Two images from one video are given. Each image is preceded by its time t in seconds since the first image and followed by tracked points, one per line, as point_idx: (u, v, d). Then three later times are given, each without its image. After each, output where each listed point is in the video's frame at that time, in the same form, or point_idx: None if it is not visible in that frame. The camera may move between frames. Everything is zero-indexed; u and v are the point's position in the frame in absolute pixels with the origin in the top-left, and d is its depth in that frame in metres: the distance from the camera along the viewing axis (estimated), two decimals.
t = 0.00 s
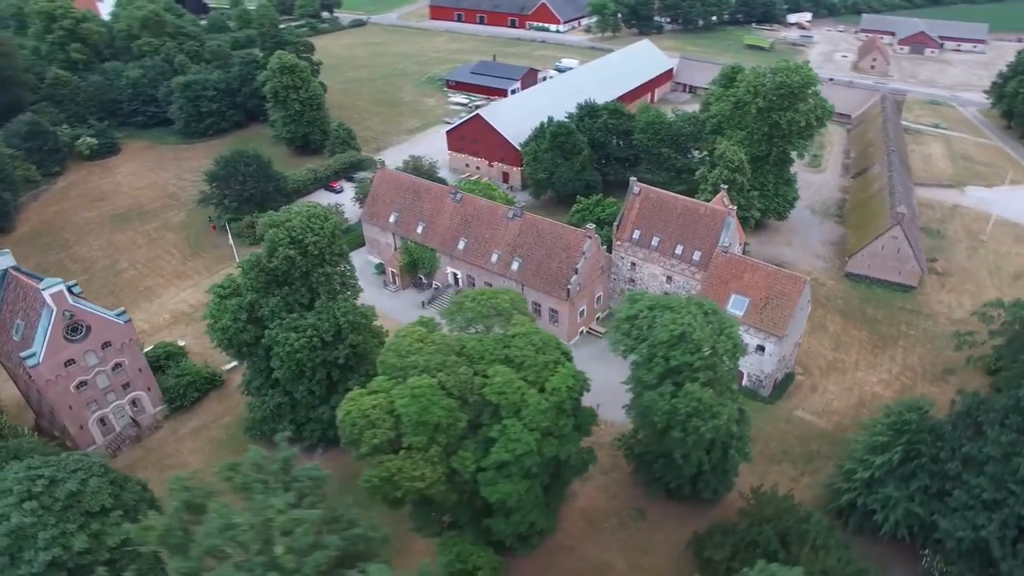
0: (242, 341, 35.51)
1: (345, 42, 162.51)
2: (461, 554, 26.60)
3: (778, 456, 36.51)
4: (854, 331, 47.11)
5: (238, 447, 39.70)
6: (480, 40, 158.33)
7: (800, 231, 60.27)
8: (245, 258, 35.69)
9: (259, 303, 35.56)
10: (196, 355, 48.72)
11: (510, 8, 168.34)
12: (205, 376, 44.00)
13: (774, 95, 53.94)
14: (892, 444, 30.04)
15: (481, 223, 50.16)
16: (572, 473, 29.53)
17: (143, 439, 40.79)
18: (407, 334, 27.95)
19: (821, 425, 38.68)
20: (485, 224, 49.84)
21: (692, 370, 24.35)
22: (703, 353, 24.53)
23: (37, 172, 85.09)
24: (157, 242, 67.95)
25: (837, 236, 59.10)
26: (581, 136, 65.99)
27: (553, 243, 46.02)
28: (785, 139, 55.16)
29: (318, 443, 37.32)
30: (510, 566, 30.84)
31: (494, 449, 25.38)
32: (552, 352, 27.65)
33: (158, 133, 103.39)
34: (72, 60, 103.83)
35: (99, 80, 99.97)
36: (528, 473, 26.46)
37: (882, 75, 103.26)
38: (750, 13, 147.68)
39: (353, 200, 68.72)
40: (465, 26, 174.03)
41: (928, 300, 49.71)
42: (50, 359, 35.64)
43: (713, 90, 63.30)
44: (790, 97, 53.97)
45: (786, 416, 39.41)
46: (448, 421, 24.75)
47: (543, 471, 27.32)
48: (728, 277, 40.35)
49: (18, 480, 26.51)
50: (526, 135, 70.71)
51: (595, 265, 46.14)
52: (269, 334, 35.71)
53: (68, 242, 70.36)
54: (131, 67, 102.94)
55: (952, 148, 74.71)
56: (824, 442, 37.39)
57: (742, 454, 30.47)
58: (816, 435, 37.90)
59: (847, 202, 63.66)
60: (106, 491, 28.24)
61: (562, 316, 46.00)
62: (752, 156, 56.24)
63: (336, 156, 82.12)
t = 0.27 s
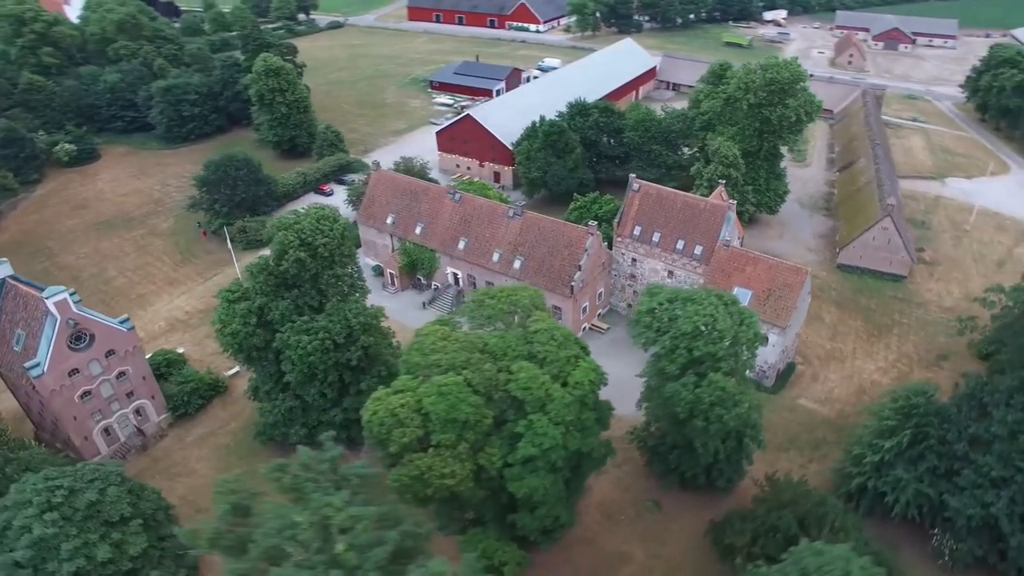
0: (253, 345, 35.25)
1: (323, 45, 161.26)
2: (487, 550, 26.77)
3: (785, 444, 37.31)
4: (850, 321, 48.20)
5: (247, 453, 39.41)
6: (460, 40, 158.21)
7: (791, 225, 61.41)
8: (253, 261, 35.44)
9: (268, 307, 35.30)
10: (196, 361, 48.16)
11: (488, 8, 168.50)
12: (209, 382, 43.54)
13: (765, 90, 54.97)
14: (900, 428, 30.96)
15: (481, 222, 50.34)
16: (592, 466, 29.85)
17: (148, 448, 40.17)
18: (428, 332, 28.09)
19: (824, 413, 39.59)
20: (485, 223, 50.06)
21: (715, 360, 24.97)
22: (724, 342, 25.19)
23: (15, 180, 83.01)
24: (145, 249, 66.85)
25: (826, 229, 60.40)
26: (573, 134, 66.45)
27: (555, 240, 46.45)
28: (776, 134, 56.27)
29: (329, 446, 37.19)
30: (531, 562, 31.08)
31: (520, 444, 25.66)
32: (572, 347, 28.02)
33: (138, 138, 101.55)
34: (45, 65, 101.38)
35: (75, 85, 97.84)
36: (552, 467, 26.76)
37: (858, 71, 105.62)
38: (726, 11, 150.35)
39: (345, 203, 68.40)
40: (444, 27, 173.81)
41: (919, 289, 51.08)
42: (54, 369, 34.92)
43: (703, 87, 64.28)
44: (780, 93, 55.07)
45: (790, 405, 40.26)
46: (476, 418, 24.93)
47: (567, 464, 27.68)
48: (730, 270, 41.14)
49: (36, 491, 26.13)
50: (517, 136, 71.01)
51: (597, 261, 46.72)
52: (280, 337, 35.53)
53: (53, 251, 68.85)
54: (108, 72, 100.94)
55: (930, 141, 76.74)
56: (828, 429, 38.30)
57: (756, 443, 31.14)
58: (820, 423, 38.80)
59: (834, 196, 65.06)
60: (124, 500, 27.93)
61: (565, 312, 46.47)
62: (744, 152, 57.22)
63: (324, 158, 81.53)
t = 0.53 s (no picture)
0: (263, 348, 35.07)
1: (305, 46, 159.98)
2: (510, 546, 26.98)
3: (791, 434, 38.01)
4: (845, 312, 49.18)
5: (255, 458, 39.16)
6: (443, 41, 157.99)
7: (783, 220, 62.40)
8: (261, 264, 35.25)
9: (277, 309, 35.13)
10: (197, 367, 47.68)
11: (470, 9, 168.47)
12: (212, 387, 43.17)
13: (757, 87, 55.86)
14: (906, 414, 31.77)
15: (482, 222, 50.50)
16: (609, 460, 30.16)
17: (153, 455, 39.71)
18: (446, 331, 28.25)
19: (827, 403, 40.39)
20: (485, 222, 50.23)
21: (733, 350, 25.60)
22: (741, 334, 25.91)
23: None
24: (136, 255, 65.93)
25: (818, 223, 61.54)
26: (567, 133, 66.84)
27: (556, 238, 46.83)
28: (768, 131, 57.26)
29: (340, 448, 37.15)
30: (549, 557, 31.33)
31: (543, 439, 25.95)
32: (589, 342, 28.37)
33: (121, 143, 99.97)
34: (22, 69, 99.31)
35: (55, 90, 96.00)
36: (573, 461, 27.10)
37: (840, 67, 107.43)
38: (707, 9, 153.91)
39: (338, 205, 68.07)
40: (426, 28, 173.46)
41: (910, 280, 52.29)
42: (59, 377, 34.38)
43: (694, 85, 65.12)
44: (772, 90, 56.01)
45: (793, 396, 41.00)
46: (499, 415, 25.15)
47: (587, 459, 28.02)
48: (732, 265, 41.89)
49: (54, 500, 25.87)
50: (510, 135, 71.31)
51: (598, 259, 47.20)
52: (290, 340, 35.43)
53: (39, 259, 67.56)
54: (88, 76, 99.20)
55: (913, 135, 78.44)
56: (831, 418, 39.09)
57: (766, 432, 31.75)
58: (823, 412, 39.58)
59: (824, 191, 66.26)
60: (142, 507, 27.69)
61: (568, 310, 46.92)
62: (737, 148, 58.11)
63: (315, 161, 80.99)
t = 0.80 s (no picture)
0: (273, 351, 34.91)
1: (287, 48, 158.82)
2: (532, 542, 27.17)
3: (796, 424, 38.70)
4: (842, 304, 50.13)
5: (265, 462, 38.99)
6: (428, 42, 157.64)
7: (775, 216, 63.35)
8: (270, 266, 35.12)
9: (287, 311, 35.01)
10: (199, 373, 47.25)
11: (454, 9, 168.49)
12: (218, 392, 42.90)
13: (750, 84, 56.75)
14: (911, 401, 32.55)
15: (482, 221, 50.72)
16: (624, 454, 30.50)
17: (160, 462, 39.33)
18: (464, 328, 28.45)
19: (829, 394, 41.17)
20: (486, 222, 50.44)
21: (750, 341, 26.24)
22: (757, 326, 26.55)
23: None
24: (128, 260, 65.12)
25: (810, 218, 62.63)
26: (561, 132, 67.18)
27: (558, 236, 47.21)
28: (761, 127, 58.26)
29: (352, 450, 37.16)
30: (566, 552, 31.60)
31: (564, 433, 26.32)
32: (606, 338, 28.74)
33: (105, 148, 98.51)
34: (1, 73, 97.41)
35: (36, 94, 94.33)
36: (593, 455, 27.42)
37: (823, 64, 109.15)
38: (689, 8, 158.56)
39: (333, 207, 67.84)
40: (409, 29, 173.19)
41: (903, 271, 53.44)
42: (65, 385, 33.91)
43: (687, 84, 66.06)
44: (765, 87, 56.94)
45: (796, 388, 41.75)
46: (522, 410, 25.37)
47: (605, 452, 28.40)
48: (734, 259, 42.67)
49: (74, 507, 25.62)
50: (504, 135, 71.69)
51: (600, 256, 47.67)
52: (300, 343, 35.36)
53: (27, 266, 66.40)
54: (70, 79, 97.61)
55: (898, 131, 79.93)
56: (835, 408, 39.88)
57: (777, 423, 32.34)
58: (827, 403, 40.36)
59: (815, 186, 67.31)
60: (160, 513, 27.49)
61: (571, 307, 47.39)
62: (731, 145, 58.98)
63: (306, 163, 80.51)
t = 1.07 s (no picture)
0: (286, 354, 34.77)
1: (266, 51, 157.06)
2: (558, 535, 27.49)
3: (802, 413, 39.58)
4: (836, 295, 51.28)
5: (276, 466, 38.80)
6: (409, 43, 157.19)
7: (766, 210, 64.49)
8: (282, 269, 34.94)
9: (300, 314, 34.87)
10: (201, 379, 46.72)
11: (433, 10, 168.23)
12: (223, 397, 42.53)
13: (742, 81, 57.86)
14: (916, 386, 33.56)
15: (483, 220, 50.94)
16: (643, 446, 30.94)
17: (168, 469, 38.86)
18: (486, 326, 28.69)
19: (831, 382, 42.16)
20: (487, 221, 50.67)
21: (769, 331, 27.00)
22: (774, 316, 27.31)
23: None
24: (119, 268, 64.02)
25: (799, 212, 63.91)
26: (554, 130, 67.69)
27: (561, 234, 47.67)
28: (752, 123, 59.46)
29: (365, 451, 37.21)
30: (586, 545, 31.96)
31: (589, 426, 26.74)
32: (625, 331, 29.22)
33: (84, 154, 96.53)
34: None
35: (12, 100, 92.12)
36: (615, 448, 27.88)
37: (801, 61, 111.25)
38: (667, 6, 161.82)
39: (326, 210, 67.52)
40: (389, 30, 172.54)
41: (893, 261, 54.86)
42: (74, 393, 33.36)
43: (677, 82, 67.11)
44: (755, 83, 58.09)
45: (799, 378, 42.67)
46: (549, 405, 25.70)
47: (627, 445, 28.85)
48: (736, 253, 43.58)
49: (99, 516, 25.37)
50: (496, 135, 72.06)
51: (602, 252, 48.24)
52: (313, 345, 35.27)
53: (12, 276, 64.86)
54: (47, 84, 95.47)
55: (879, 125, 81.89)
56: (837, 396, 40.85)
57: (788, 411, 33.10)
58: (829, 391, 41.34)
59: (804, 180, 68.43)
60: (183, 519, 27.22)
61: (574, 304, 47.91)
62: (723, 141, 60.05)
63: (295, 166, 79.79)
